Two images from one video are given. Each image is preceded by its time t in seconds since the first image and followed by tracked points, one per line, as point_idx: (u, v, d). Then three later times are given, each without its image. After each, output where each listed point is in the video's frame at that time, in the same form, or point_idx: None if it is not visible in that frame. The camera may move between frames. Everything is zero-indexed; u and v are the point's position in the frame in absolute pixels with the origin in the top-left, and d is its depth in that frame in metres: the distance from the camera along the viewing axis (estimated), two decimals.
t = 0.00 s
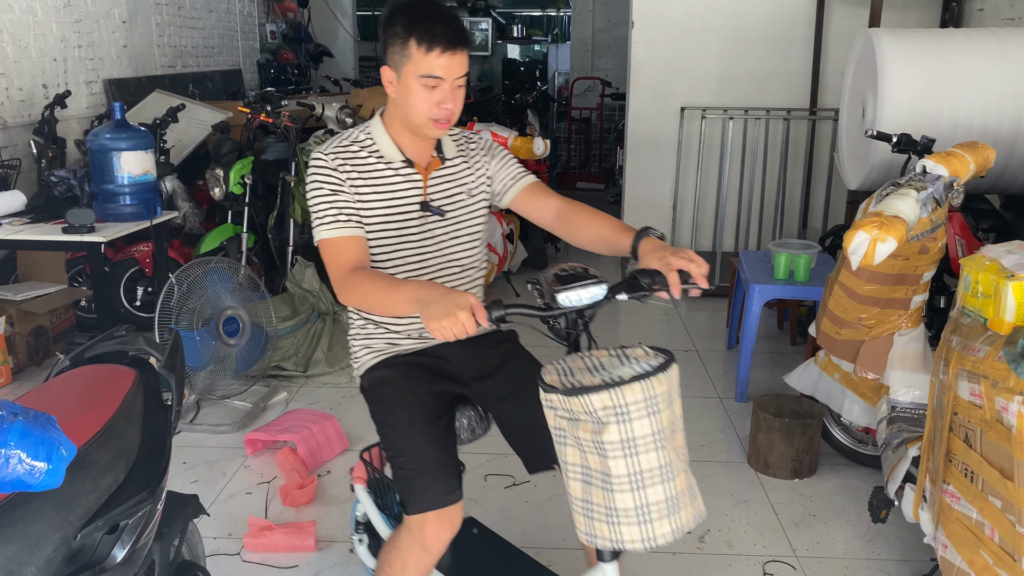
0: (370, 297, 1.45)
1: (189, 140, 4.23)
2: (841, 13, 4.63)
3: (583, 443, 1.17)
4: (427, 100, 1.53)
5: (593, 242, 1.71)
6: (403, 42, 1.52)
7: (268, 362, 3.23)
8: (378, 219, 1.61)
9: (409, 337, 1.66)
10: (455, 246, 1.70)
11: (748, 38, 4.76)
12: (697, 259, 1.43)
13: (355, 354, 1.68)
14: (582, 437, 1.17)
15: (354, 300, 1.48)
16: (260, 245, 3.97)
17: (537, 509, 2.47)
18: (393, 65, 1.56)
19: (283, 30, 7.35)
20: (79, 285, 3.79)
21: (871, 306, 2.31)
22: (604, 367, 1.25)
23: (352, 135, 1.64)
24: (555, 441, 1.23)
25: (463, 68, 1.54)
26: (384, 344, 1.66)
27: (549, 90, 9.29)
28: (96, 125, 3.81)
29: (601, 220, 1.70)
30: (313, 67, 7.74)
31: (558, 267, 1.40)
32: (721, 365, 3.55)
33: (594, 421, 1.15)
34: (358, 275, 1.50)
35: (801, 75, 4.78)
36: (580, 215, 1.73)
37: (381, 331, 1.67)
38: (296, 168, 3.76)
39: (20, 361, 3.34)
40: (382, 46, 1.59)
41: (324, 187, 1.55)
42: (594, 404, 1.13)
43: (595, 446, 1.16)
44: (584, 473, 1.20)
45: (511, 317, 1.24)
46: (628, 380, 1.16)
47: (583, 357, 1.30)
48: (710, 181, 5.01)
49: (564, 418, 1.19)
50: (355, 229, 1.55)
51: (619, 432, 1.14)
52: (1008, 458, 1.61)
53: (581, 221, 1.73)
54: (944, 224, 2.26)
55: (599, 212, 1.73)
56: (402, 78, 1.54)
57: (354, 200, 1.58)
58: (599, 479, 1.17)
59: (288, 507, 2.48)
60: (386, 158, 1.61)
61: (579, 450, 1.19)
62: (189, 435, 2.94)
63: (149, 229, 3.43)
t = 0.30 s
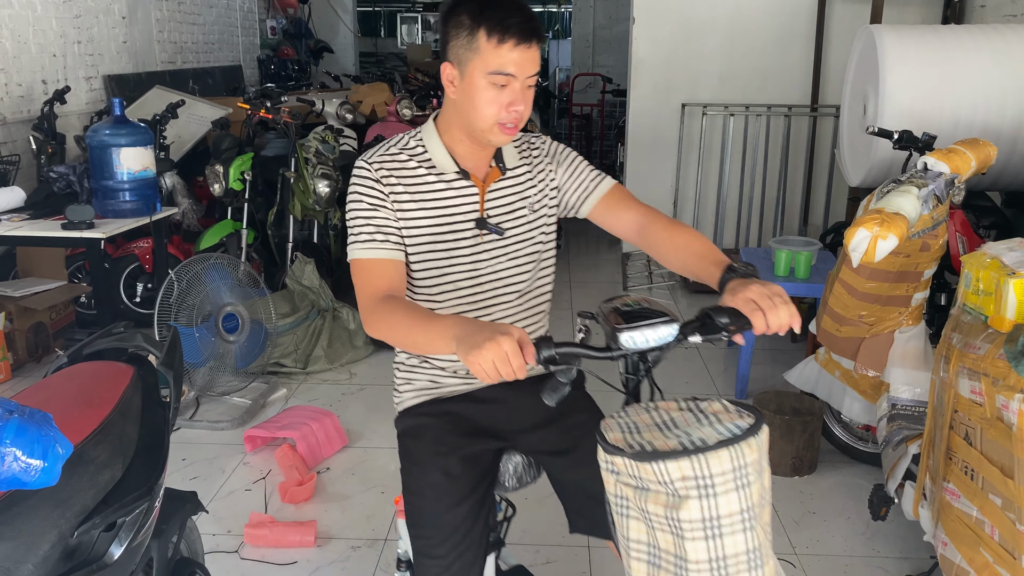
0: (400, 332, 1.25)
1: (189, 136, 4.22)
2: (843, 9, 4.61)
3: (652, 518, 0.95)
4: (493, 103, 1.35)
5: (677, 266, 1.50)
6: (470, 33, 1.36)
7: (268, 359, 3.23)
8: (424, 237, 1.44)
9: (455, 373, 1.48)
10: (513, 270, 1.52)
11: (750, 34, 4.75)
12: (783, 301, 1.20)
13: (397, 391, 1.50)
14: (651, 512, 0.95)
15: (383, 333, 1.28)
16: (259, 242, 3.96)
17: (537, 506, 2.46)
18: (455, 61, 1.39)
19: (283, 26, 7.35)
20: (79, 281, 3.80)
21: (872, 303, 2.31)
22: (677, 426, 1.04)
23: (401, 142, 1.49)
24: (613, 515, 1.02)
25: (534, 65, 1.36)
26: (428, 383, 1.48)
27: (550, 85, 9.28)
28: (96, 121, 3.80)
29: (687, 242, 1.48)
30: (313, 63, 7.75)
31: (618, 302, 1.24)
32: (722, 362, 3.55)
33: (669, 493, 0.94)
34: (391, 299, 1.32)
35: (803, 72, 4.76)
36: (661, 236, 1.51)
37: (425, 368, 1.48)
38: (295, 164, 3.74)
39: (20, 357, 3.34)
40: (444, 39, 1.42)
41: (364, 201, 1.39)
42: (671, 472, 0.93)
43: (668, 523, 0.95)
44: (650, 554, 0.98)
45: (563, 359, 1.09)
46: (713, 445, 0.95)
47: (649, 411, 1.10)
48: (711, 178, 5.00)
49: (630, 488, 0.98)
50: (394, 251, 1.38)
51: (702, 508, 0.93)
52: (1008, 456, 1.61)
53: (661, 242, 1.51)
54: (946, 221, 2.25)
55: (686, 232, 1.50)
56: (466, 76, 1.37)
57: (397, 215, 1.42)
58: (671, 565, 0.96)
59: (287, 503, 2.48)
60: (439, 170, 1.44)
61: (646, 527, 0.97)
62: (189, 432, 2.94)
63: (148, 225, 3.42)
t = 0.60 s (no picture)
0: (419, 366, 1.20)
1: (187, 132, 4.21)
2: (842, 4, 4.60)
3: None
4: (536, 108, 1.33)
5: (728, 293, 1.45)
6: (511, 28, 1.34)
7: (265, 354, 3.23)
8: (459, 249, 1.44)
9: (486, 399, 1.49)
10: (553, 285, 1.51)
11: (749, 30, 4.74)
12: (850, 336, 1.15)
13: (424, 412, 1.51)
14: None
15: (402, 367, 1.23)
16: (257, 237, 3.95)
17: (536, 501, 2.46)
18: (494, 60, 1.37)
19: (281, 21, 7.33)
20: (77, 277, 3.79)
21: (870, 298, 2.31)
22: (738, 491, 0.98)
23: (434, 149, 1.50)
24: None
25: (580, 69, 1.33)
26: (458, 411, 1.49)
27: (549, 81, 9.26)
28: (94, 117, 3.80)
29: (743, 268, 1.43)
30: (311, 57, 7.73)
31: (659, 339, 1.16)
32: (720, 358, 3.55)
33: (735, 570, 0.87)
34: (416, 330, 1.27)
35: (802, 67, 4.75)
36: (716, 257, 1.48)
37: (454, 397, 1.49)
38: (295, 160, 3.74)
39: (18, 353, 3.34)
40: (483, 41, 1.41)
41: (388, 214, 1.38)
42: (739, 548, 0.86)
43: None
44: None
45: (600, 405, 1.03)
46: (788, 517, 0.89)
47: (699, 469, 1.04)
48: (710, 174, 4.99)
49: (686, 561, 0.91)
50: (420, 266, 1.36)
51: None
52: (1004, 451, 1.61)
53: (715, 264, 1.48)
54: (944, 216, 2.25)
55: (744, 254, 1.46)
56: (506, 79, 1.35)
57: (426, 228, 1.42)
58: None
59: (285, 499, 2.48)
60: (475, 181, 1.44)
61: None
62: (187, 427, 2.94)
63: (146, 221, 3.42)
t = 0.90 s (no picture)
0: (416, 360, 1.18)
1: (184, 128, 4.20)
2: None
3: None
4: (540, 103, 1.34)
5: (724, 293, 1.45)
6: (517, 23, 1.33)
7: (263, 350, 3.23)
8: (463, 244, 1.44)
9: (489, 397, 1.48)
10: (558, 281, 1.51)
11: (748, 24, 4.73)
12: (848, 332, 1.16)
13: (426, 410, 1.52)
14: None
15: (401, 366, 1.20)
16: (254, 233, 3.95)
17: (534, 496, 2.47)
18: (499, 53, 1.37)
19: (279, 17, 7.32)
20: (74, 273, 3.79)
21: (867, 294, 2.31)
22: (745, 491, 0.98)
23: (436, 143, 1.50)
24: None
25: (586, 64, 1.33)
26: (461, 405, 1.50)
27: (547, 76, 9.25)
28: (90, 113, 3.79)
29: (741, 268, 1.43)
30: (309, 53, 7.71)
31: (659, 338, 1.13)
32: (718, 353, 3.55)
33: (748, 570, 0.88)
34: (416, 326, 1.24)
35: (800, 61, 4.75)
36: (713, 255, 1.48)
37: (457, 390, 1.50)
38: (292, 156, 3.73)
39: (15, 350, 3.34)
40: (488, 35, 1.40)
41: (391, 208, 1.38)
42: (752, 547, 0.87)
43: None
44: None
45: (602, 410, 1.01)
46: (801, 515, 0.90)
47: (703, 469, 1.04)
48: (708, 168, 4.99)
49: (696, 562, 0.91)
50: (421, 260, 1.36)
51: None
52: (1000, 445, 1.61)
53: (713, 263, 1.47)
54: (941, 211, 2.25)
55: (742, 254, 1.46)
56: (511, 73, 1.35)
57: (430, 222, 1.42)
58: None
59: (283, 495, 2.48)
60: (478, 176, 1.45)
61: None
62: (185, 423, 2.94)
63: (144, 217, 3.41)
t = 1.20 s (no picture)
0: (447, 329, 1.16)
1: (181, 123, 4.20)
2: None
3: (784, 568, 0.88)
4: (536, 104, 1.33)
5: (712, 281, 1.46)
6: (511, 29, 1.32)
7: (262, 345, 3.23)
8: (466, 228, 1.44)
9: (492, 379, 1.51)
10: (554, 266, 1.51)
11: (746, 18, 4.73)
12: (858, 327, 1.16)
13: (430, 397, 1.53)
14: (783, 560, 0.88)
15: (433, 327, 1.18)
16: (253, 228, 3.95)
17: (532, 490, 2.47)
18: (495, 56, 1.37)
19: (276, 11, 7.30)
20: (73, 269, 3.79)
21: (865, 287, 2.31)
22: (787, 465, 0.98)
23: (438, 133, 1.50)
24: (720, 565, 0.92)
25: (580, 68, 1.32)
26: (465, 389, 1.51)
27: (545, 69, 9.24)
28: (88, 108, 3.78)
29: (728, 256, 1.44)
30: (307, 47, 7.69)
31: (685, 322, 1.12)
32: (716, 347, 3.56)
33: (811, 537, 0.87)
34: (445, 289, 1.22)
35: (799, 55, 4.74)
36: (702, 245, 1.48)
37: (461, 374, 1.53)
38: (289, 150, 3.74)
39: (14, 346, 3.33)
40: (485, 34, 1.40)
41: (405, 187, 1.39)
42: (816, 513, 0.87)
43: (807, 571, 0.88)
44: None
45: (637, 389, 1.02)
46: (856, 481, 0.90)
47: (739, 447, 1.04)
48: (706, 162, 4.99)
49: (753, 533, 0.89)
50: (438, 233, 1.35)
51: (851, 553, 0.87)
52: (997, 437, 1.61)
53: (702, 252, 1.48)
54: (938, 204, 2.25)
55: (729, 246, 1.47)
56: (505, 76, 1.35)
57: (441, 203, 1.43)
58: None
59: (282, 489, 2.49)
60: (479, 165, 1.45)
61: None
62: (184, 418, 2.95)
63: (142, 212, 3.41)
